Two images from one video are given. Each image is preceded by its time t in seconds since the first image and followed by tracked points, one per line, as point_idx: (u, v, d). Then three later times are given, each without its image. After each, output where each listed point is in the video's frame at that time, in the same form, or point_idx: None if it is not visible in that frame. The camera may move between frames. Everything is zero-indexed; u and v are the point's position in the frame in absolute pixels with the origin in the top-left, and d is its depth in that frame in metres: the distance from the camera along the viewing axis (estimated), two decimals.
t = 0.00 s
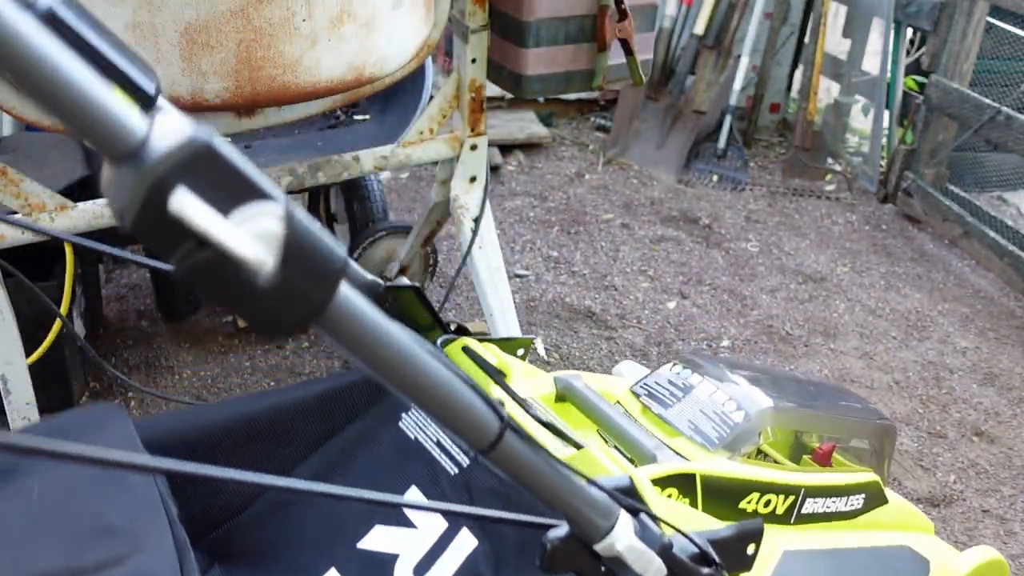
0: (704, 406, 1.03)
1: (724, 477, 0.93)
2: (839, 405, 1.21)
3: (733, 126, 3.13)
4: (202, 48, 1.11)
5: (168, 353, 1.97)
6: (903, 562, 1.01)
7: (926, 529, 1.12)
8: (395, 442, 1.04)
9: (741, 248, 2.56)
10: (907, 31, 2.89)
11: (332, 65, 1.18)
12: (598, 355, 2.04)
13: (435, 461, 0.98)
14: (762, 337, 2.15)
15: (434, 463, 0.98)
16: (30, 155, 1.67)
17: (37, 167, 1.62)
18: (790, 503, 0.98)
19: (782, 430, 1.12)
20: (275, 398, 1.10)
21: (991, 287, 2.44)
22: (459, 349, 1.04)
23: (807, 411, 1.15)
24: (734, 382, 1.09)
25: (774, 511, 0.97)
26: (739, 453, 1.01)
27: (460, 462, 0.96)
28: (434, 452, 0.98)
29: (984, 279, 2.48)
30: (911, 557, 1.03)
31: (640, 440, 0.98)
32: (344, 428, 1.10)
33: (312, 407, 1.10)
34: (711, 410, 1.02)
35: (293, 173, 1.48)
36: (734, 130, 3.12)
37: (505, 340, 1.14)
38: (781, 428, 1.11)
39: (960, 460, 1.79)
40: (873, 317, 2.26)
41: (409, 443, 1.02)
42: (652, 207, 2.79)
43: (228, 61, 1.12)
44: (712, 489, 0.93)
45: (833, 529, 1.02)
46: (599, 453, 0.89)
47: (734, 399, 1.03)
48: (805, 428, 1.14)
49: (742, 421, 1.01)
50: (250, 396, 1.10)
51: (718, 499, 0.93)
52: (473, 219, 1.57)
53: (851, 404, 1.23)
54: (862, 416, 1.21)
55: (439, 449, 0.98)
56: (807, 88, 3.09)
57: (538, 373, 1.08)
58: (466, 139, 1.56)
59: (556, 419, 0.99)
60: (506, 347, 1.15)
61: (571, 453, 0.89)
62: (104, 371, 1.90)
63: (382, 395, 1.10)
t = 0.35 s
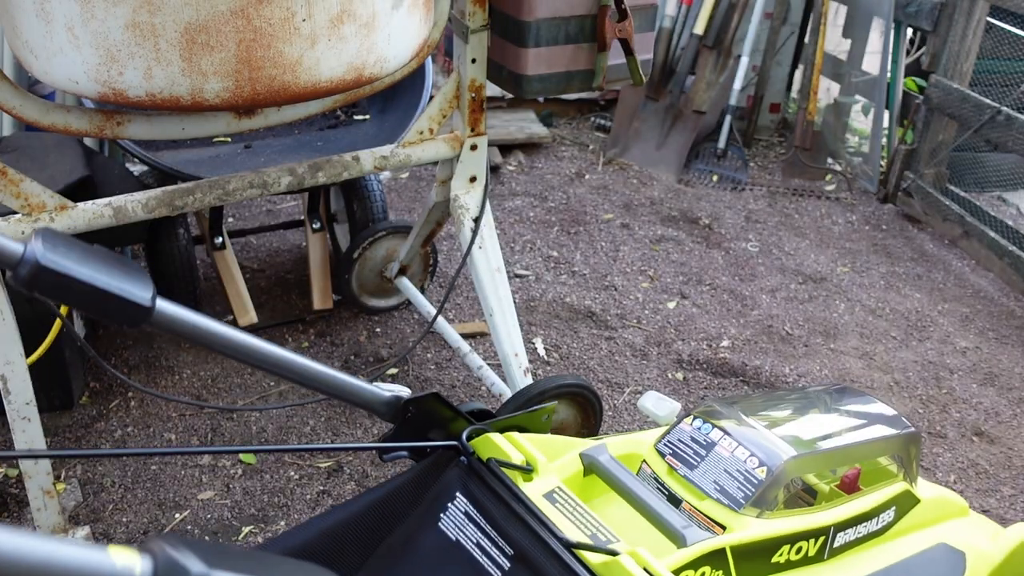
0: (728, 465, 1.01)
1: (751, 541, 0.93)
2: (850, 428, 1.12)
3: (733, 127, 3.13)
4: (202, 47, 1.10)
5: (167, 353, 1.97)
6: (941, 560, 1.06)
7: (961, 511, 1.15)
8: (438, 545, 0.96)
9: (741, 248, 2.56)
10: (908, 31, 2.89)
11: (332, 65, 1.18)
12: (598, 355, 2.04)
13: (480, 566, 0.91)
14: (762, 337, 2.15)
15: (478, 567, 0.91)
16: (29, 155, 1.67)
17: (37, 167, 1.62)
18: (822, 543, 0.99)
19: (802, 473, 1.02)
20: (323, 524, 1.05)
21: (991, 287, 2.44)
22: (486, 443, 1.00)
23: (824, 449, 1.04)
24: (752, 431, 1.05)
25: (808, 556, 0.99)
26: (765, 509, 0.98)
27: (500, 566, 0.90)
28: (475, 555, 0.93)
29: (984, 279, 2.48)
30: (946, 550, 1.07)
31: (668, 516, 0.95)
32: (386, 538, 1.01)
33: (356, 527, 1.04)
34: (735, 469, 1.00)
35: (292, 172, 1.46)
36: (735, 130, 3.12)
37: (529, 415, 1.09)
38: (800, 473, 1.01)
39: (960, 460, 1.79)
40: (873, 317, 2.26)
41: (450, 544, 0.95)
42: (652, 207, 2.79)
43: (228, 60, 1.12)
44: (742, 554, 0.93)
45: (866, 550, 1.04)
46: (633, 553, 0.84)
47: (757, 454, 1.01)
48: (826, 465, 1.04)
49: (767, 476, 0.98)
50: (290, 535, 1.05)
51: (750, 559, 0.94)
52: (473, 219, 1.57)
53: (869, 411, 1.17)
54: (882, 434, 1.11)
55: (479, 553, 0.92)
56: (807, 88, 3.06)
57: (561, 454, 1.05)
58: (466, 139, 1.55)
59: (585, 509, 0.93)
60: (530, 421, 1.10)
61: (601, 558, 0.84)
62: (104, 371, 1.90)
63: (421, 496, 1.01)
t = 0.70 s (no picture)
0: (731, 457, 1.01)
1: (754, 531, 0.93)
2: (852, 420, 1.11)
3: (733, 127, 3.13)
4: (202, 47, 1.10)
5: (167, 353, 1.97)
6: (947, 545, 1.06)
7: (969, 497, 1.16)
8: (450, 543, 0.95)
9: (741, 248, 2.56)
10: (908, 31, 2.89)
11: (333, 65, 1.18)
12: (598, 355, 2.04)
13: (489, 566, 0.90)
14: (762, 337, 2.15)
15: (489, 568, 0.90)
16: (29, 155, 1.67)
17: (37, 167, 1.62)
18: (825, 532, 1.00)
19: (804, 464, 1.02)
20: (329, 530, 1.04)
21: (991, 287, 2.44)
22: (493, 444, 1.00)
23: (824, 440, 1.04)
24: (754, 424, 1.05)
25: (812, 545, 0.99)
26: (768, 501, 0.98)
27: (509, 563, 0.89)
28: (484, 555, 0.91)
29: (984, 279, 2.48)
30: (953, 535, 1.08)
31: (671, 509, 0.95)
32: (398, 540, 1.00)
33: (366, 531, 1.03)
34: (737, 461, 1.00)
35: (293, 173, 1.46)
36: (735, 131, 3.12)
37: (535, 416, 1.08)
38: (801, 463, 1.01)
39: (960, 460, 1.79)
40: (873, 317, 2.26)
41: (460, 544, 0.94)
42: (652, 207, 2.79)
43: (228, 60, 1.12)
44: (747, 544, 0.93)
45: (870, 538, 1.05)
46: (637, 546, 0.84)
47: (758, 446, 1.01)
48: (828, 457, 1.05)
49: (769, 467, 0.98)
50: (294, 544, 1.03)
51: (756, 549, 0.94)
52: (473, 219, 1.57)
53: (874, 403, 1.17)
54: (882, 423, 1.11)
55: (490, 552, 0.91)
56: (807, 88, 3.05)
57: (567, 453, 1.04)
58: (466, 139, 1.55)
59: (590, 505, 0.92)
60: (537, 421, 1.09)
61: (606, 552, 0.84)
62: (104, 370, 1.90)
63: (432, 497, 1.01)
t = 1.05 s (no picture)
0: (715, 466, 1.01)
1: (736, 541, 0.92)
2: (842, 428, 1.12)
3: (733, 127, 3.13)
4: (202, 47, 1.10)
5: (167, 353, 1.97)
6: (936, 555, 1.06)
7: (959, 506, 1.15)
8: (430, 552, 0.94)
9: (742, 248, 2.56)
10: (908, 31, 2.89)
11: (333, 65, 1.18)
12: (598, 355, 2.04)
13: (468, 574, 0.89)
14: (762, 337, 2.15)
15: None
16: (29, 155, 1.67)
17: (37, 167, 1.62)
18: (811, 542, 0.98)
19: (789, 472, 1.02)
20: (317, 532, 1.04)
21: (991, 287, 2.44)
22: (475, 452, 0.98)
23: (810, 448, 1.04)
24: (741, 432, 1.05)
25: (797, 554, 0.98)
26: (752, 510, 0.98)
27: (488, 572, 0.87)
28: (464, 563, 0.90)
29: (984, 279, 2.48)
30: (943, 544, 1.07)
31: (654, 520, 0.93)
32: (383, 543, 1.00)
33: (350, 535, 1.03)
34: (720, 469, 1.00)
35: (293, 173, 1.46)
36: (735, 131, 3.12)
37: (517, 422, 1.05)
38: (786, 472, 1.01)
39: (960, 460, 1.78)
40: (873, 317, 2.26)
41: (441, 552, 0.93)
42: (652, 207, 2.79)
43: (228, 60, 1.12)
44: (729, 555, 0.92)
45: (857, 548, 1.04)
46: (616, 557, 0.83)
47: (743, 455, 1.01)
48: (814, 465, 1.05)
49: (752, 476, 0.98)
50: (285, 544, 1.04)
51: (738, 560, 0.93)
52: (473, 219, 1.57)
53: (862, 409, 1.17)
54: (870, 431, 1.12)
55: (471, 561, 0.89)
56: (807, 88, 3.05)
57: (550, 460, 1.03)
58: (466, 139, 1.55)
59: (571, 515, 0.91)
60: (518, 427, 1.06)
61: (585, 562, 0.82)
62: (104, 370, 1.90)
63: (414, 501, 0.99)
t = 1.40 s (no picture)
0: (716, 464, 1.01)
1: (738, 541, 0.92)
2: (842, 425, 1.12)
3: (733, 127, 3.13)
4: (202, 47, 1.10)
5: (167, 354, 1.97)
6: (938, 553, 1.06)
7: (961, 503, 1.15)
8: (431, 552, 0.94)
9: (741, 248, 2.56)
10: (908, 31, 2.89)
11: (333, 65, 1.18)
12: (598, 355, 2.04)
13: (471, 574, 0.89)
14: (762, 337, 2.15)
15: None
16: (29, 155, 1.67)
17: (37, 167, 1.62)
18: (813, 540, 0.98)
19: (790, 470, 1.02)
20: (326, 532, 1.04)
21: (991, 287, 2.44)
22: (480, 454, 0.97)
23: (811, 446, 1.04)
24: (742, 431, 1.05)
25: (799, 554, 0.98)
26: (754, 508, 0.98)
27: (492, 572, 0.87)
28: (467, 562, 0.90)
29: (984, 279, 2.48)
30: (944, 542, 1.07)
31: (656, 519, 0.93)
32: (384, 544, 1.00)
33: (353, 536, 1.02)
34: (722, 468, 1.00)
35: (293, 173, 1.46)
36: (735, 131, 3.12)
37: (519, 422, 1.05)
38: (788, 469, 1.01)
39: (960, 460, 1.78)
40: (873, 317, 2.26)
41: (445, 552, 0.93)
42: (652, 207, 2.79)
43: (228, 60, 1.12)
44: (731, 553, 0.92)
45: (859, 546, 1.03)
46: (619, 556, 0.83)
47: (745, 453, 1.01)
48: (815, 463, 1.05)
49: (754, 475, 0.98)
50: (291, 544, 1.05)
51: (740, 558, 0.93)
52: (473, 219, 1.57)
53: (862, 407, 1.17)
54: (871, 429, 1.11)
55: (473, 560, 0.90)
56: (807, 88, 3.05)
57: (551, 460, 1.03)
58: (466, 139, 1.55)
59: (575, 515, 0.91)
60: (520, 427, 1.06)
61: (588, 561, 0.82)
62: (104, 370, 1.90)
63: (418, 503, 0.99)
